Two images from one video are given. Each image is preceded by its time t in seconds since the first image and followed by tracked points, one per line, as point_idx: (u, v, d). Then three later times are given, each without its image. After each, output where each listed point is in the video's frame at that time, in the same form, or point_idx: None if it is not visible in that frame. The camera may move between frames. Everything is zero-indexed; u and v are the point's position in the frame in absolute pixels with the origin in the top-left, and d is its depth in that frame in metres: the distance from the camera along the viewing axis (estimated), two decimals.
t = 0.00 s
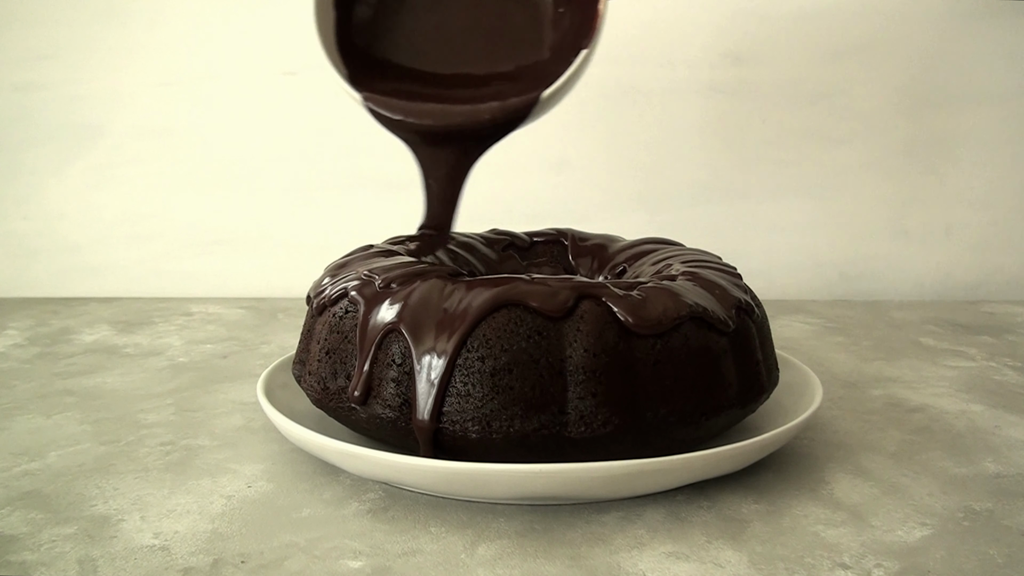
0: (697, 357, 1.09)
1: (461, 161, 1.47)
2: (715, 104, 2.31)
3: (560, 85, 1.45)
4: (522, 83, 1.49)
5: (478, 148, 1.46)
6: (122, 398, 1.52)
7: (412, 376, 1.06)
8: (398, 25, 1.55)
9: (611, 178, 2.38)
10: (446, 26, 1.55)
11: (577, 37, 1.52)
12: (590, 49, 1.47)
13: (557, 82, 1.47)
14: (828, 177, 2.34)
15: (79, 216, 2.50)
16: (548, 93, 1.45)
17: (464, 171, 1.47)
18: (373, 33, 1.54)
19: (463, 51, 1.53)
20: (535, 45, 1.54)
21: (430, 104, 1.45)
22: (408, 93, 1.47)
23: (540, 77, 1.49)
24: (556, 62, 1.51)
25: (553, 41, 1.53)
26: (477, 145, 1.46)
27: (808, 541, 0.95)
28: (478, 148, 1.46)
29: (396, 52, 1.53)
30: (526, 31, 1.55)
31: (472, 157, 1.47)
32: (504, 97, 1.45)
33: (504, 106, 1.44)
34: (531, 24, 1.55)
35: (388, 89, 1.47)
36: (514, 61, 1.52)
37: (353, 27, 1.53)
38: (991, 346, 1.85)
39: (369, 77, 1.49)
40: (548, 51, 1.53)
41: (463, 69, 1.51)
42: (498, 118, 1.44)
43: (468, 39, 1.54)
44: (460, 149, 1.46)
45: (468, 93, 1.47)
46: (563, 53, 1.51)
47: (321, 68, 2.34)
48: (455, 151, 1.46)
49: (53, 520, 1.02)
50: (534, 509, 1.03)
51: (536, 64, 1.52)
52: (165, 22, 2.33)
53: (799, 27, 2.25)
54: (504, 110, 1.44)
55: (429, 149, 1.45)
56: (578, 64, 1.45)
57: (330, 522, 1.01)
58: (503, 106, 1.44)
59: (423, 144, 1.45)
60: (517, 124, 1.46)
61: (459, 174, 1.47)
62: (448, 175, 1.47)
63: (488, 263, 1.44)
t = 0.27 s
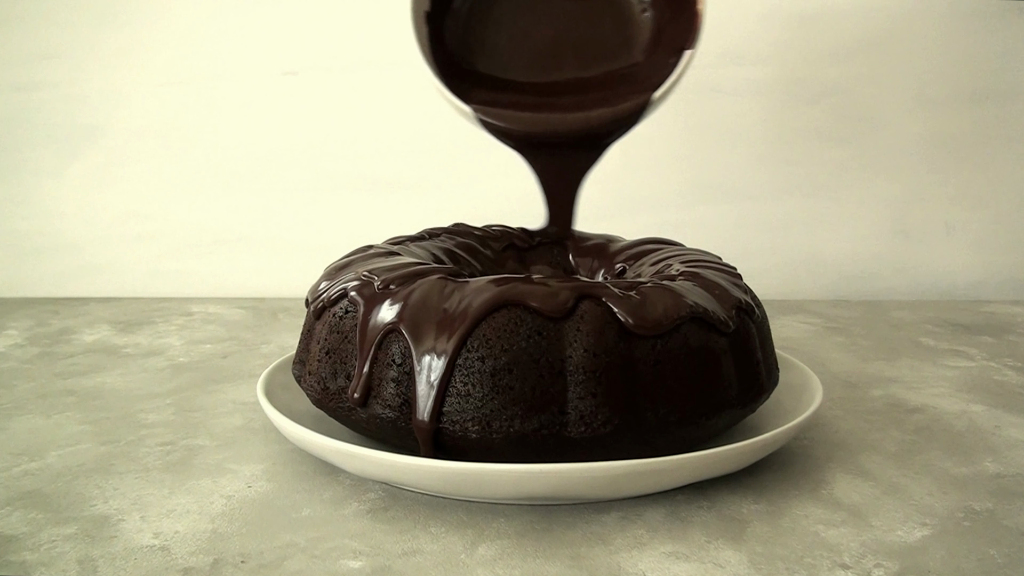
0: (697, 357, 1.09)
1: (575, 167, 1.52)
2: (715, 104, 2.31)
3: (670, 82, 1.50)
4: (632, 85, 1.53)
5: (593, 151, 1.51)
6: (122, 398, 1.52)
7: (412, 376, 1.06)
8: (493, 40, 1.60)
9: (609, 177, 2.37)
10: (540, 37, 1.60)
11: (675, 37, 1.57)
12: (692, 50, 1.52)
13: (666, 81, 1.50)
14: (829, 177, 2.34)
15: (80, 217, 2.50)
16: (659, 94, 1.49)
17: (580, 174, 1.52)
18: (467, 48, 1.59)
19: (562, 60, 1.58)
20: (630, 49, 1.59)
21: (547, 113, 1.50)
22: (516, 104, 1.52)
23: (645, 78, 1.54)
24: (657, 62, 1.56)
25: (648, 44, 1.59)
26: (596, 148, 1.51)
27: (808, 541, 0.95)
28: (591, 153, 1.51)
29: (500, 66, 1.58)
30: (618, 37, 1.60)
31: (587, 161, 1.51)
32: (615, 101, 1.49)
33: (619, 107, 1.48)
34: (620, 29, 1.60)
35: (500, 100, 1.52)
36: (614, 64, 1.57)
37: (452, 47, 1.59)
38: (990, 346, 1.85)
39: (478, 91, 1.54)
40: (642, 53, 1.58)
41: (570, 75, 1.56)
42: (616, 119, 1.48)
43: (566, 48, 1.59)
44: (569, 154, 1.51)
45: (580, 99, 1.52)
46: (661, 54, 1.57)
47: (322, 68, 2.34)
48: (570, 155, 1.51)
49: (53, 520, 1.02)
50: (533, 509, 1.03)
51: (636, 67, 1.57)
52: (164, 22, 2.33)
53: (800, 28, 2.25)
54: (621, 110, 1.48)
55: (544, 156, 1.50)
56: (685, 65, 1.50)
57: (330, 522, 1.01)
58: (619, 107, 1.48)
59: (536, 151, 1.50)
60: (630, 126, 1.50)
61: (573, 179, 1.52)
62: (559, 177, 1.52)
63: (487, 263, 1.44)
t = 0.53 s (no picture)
0: (696, 357, 1.09)
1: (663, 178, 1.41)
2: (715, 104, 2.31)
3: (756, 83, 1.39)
4: (709, 93, 1.42)
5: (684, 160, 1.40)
6: (122, 398, 1.52)
7: (412, 376, 1.06)
8: (556, 50, 1.49)
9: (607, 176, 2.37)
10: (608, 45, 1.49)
11: (751, 34, 1.46)
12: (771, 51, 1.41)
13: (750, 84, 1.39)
14: (829, 177, 2.34)
15: (80, 217, 2.50)
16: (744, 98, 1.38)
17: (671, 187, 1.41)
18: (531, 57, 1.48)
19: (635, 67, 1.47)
20: (701, 50, 1.47)
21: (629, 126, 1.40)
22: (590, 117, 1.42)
23: (726, 82, 1.43)
24: (734, 63, 1.45)
25: (722, 42, 1.47)
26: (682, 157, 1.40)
27: (808, 541, 0.95)
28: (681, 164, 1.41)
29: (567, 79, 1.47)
30: (687, 38, 1.48)
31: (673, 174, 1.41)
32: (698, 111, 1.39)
33: (706, 114, 1.38)
34: (688, 30, 1.49)
35: (577, 114, 1.42)
36: (689, 68, 1.46)
37: (516, 60, 1.46)
38: (990, 346, 1.85)
39: (550, 106, 1.43)
40: (717, 53, 1.46)
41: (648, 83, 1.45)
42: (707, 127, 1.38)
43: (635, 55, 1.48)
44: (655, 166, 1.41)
45: (662, 107, 1.42)
46: (737, 55, 1.45)
47: (321, 68, 2.34)
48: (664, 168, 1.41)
49: (52, 520, 1.02)
50: (533, 509, 1.03)
51: (710, 70, 1.45)
52: (164, 21, 2.33)
53: (799, 28, 2.25)
54: (708, 117, 1.38)
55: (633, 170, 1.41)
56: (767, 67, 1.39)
57: (330, 522, 1.01)
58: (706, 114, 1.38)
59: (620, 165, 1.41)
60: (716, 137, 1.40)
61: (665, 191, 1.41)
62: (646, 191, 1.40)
63: (488, 263, 1.44)
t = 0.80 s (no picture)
0: (697, 357, 1.09)
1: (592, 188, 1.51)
2: (716, 104, 2.31)
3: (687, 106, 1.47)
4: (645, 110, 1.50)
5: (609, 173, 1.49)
6: (122, 398, 1.52)
7: (412, 376, 1.06)
8: (511, 52, 1.56)
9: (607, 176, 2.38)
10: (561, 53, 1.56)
11: (698, 55, 1.52)
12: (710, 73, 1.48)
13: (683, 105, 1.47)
14: (829, 177, 2.34)
15: (80, 217, 2.50)
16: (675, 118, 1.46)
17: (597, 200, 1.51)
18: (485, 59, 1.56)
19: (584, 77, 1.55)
20: (648, 67, 1.54)
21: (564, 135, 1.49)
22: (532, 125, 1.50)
23: (665, 98, 1.51)
24: (672, 81, 1.52)
25: (668, 61, 1.54)
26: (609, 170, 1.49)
27: (808, 541, 0.95)
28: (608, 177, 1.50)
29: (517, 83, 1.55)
30: (637, 54, 1.55)
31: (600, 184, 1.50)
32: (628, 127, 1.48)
33: (636, 132, 1.47)
34: (641, 47, 1.56)
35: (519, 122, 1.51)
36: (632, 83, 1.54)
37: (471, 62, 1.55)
38: (990, 346, 1.85)
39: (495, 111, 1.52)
40: (662, 72, 1.53)
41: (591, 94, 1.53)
42: (632, 144, 1.47)
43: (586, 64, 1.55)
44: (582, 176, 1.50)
45: (599, 120, 1.51)
46: (681, 75, 1.52)
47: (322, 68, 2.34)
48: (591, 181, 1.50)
49: (52, 520, 1.02)
50: (533, 509, 1.03)
51: (654, 88, 1.53)
52: (165, 20, 2.33)
53: (799, 27, 2.25)
54: (636, 136, 1.47)
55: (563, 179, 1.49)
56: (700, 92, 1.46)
57: (330, 522, 1.01)
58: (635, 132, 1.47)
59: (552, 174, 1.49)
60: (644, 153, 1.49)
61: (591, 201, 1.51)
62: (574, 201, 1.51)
63: (487, 263, 1.44)
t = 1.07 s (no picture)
0: (697, 358, 1.09)
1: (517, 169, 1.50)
2: (716, 104, 2.31)
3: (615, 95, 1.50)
4: (577, 94, 1.52)
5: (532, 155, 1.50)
6: (122, 398, 1.52)
7: (412, 377, 1.06)
8: (450, 31, 1.57)
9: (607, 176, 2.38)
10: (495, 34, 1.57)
11: (631, 48, 1.55)
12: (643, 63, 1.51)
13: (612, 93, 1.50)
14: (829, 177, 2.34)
15: (80, 217, 2.50)
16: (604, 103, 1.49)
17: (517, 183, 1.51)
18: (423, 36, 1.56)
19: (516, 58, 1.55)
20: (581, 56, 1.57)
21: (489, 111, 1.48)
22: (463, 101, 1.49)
23: (596, 85, 1.53)
24: (605, 69, 1.55)
25: (602, 52, 1.57)
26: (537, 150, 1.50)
27: (808, 541, 0.95)
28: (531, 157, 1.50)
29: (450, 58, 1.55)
30: (571, 42, 1.58)
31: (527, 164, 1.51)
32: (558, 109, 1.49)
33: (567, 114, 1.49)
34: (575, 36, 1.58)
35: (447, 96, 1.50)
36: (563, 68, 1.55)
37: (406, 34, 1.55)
38: (991, 346, 1.85)
39: (429, 87, 1.51)
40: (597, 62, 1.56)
41: (525, 75, 1.54)
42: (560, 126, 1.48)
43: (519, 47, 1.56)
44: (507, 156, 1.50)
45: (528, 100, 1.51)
46: (614, 64, 1.55)
47: (323, 68, 2.34)
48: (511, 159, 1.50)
49: (52, 520, 1.02)
50: (534, 509, 1.03)
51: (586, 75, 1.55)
52: (165, 20, 2.33)
53: (800, 27, 2.25)
54: (565, 119, 1.49)
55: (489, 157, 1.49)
56: (631, 81, 1.50)
57: (330, 522, 1.01)
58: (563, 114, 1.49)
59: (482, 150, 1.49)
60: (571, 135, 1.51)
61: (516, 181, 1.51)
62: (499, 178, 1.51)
63: (485, 264, 1.45)
